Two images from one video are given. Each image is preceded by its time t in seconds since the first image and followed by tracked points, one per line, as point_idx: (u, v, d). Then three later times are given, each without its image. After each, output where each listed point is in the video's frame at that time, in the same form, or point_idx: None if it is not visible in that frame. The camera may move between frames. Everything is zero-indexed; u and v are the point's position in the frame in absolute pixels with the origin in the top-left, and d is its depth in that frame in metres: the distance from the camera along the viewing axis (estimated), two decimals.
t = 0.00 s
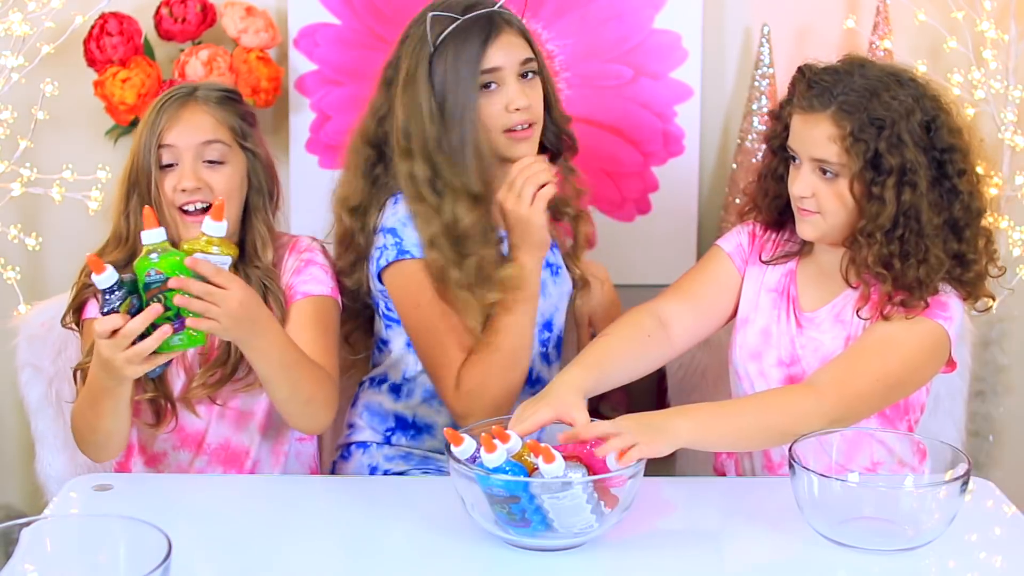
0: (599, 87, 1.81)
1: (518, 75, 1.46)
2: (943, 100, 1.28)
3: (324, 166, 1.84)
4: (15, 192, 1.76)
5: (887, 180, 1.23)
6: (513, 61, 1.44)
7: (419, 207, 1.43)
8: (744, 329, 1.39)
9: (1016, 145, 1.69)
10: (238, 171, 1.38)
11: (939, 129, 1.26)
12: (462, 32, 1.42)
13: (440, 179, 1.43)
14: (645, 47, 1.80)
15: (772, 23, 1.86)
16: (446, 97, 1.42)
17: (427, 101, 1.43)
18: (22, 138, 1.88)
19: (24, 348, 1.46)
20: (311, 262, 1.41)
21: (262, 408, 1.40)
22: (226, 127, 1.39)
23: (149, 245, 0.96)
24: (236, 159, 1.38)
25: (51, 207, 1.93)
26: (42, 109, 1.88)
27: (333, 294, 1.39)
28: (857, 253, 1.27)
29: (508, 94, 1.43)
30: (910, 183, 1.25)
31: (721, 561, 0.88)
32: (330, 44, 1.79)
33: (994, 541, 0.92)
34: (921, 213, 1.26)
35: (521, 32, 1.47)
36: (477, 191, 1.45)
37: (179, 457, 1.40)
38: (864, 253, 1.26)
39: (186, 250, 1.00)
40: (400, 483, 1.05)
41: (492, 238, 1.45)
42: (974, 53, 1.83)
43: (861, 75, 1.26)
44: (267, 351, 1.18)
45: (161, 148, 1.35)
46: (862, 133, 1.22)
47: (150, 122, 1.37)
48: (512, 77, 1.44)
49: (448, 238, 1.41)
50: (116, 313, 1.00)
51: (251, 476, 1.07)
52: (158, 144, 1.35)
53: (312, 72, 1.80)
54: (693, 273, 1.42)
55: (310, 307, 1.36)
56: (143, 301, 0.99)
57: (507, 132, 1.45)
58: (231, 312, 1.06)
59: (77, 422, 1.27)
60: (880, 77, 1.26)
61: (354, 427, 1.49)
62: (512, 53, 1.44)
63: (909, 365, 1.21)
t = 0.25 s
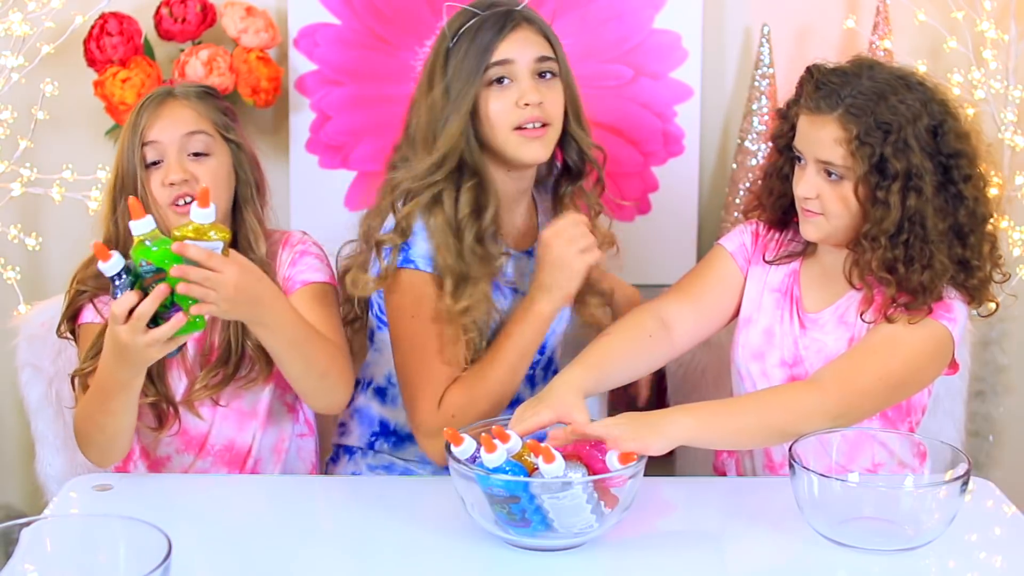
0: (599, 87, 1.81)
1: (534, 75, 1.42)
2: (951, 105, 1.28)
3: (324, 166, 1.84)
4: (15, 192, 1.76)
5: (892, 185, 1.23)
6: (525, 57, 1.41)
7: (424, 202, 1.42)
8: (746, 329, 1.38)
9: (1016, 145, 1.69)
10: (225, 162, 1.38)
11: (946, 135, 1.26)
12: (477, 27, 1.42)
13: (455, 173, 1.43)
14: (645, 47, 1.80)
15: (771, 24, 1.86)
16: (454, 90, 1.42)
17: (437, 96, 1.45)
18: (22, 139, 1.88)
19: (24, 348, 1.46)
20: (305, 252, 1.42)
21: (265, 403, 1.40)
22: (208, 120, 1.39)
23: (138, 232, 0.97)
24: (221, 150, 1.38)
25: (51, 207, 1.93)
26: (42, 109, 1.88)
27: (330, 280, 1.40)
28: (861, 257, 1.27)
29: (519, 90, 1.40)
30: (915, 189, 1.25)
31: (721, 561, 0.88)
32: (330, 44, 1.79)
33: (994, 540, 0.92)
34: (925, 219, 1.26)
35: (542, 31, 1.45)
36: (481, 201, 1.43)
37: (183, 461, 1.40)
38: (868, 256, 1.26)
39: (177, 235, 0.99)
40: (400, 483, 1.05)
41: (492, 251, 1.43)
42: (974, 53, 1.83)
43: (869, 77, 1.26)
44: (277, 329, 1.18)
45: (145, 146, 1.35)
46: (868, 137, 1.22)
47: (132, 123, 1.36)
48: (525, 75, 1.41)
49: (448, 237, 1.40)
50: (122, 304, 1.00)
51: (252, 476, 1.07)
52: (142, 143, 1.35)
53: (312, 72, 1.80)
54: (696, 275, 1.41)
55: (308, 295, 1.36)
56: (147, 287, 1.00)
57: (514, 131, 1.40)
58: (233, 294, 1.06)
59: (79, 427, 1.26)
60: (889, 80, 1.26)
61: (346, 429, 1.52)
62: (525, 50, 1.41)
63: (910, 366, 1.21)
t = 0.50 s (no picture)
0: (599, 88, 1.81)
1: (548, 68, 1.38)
2: (952, 107, 1.28)
3: (324, 166, 1.84)
4: (15, 192, 1.76)
5: (893, 188, 1.23)
6: (539, 48, 1.37)
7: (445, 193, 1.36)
8: (747, 331, 1.38)
9: (1016, 145, 1.69)
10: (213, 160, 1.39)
11: (947, 137, 1.26)
12: (491, 19, 1.39)
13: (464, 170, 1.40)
14: (645, 47, 1.80)
15: (771, 24, 1.86)
16: (475, 84, 1.37)
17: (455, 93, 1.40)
18: (22, 139, 1.88)
19: (25, 347, 1.46)
20: (296, 246, 1.41)
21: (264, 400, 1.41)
22: (192, 121, 1.39)
23: (114, 241, 0.96)
24: (207, 150, 1.38)
25: (51, 207, 1.93)
26: (42, 109, 1.88)
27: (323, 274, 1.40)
28: (861, 259, 1.26)
29: (533, 80, 1.36)
30: (916, 192, 1.25)
31: (721, 561, 0.88)
32: (330, 44, 1.79)
33: (994, 541, 0.92)
34: (926, 222, 1.26)
35: (556, 23, 1.41)
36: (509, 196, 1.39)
37: (185, 463, 1.39)
38: (868, 258, 1.25)
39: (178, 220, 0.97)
40: (401, 484, 1.05)
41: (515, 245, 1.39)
42: (974, 53, 1.83)
43: (871, 79, 1.26)
44: (280, 313, 1.19)
45: (129, 150, 1.35)
46: (869, 140, 1.22)
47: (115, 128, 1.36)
48: (539, 66, 1.37)
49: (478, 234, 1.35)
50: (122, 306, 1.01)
51: (252, 476, 1.07)
52: (126, 147, 1.34)
53: (312, 72, 1.80)
54: (696, 276, 1.41)
55: (306, 286, 1.37)
56: (138, 289, 1.00)
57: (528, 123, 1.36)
58: (238, 272, 1.06)
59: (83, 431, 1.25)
60: (891, 83, 1.26)
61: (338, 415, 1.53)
62: (539, 42, 1.37)
63: (911, 366, 1.21)
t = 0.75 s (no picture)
0: (599, 88, 1.81)
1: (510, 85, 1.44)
2: (953, 107, 1.28)
3: (324, 166, 1.84)
4: (16, 192, 1.76)
5: (895, 187, 1.23)
6: (500, 68, 1.43)
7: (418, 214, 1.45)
8: (746, 331, 1.39)
9: (1016, 145, 1.69)
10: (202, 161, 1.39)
11: (948, 137, 1.26)
12: (455, 36, 1.44)
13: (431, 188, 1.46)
14: (645, 47, 1.80)
15: (772, 24, 1.86)
16: (441, 102, 1.43)
17: (421, 114, 1.46)
18: (22, 139, 1.88)
19: (30, 346, 1.46)
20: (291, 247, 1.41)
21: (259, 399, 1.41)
22: (179, 122, 1.39)
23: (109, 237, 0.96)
24: (195, 151, 1.38)
25: (51, 207, 1.93)
26: (42, 109, 1.88)
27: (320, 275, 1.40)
28: (862, 258, 1.26)
29: (495, 100, 1.42)
30: (918, 191, 1.25)
31: (720, 561, 0.88)
32: (330, 44, 1.79)
33: (994, 541, 0.92)
34: (928, 221, 1.26)
35: (519, 39, 1.47)
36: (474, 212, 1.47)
37: (177, 464, 1.39)
38: (869, 257, 1.25)
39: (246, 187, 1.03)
40: (400, 484, 1.05)
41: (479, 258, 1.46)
42: (974, 53, 1.82)
43: (872, 79, 1.26)
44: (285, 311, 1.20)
45: (115, 153, 1.34)
46: (872, 139, 1.22)
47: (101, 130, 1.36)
48: (501, 86, 1.43)
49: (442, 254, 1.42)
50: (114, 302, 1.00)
51: (252, 476, 1.07)
52: (112, 149, 1.34)
53: (312, 72, 1.80)
54: (694, 276, 1.42)
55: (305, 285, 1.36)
56: (132, 285, 1.00)
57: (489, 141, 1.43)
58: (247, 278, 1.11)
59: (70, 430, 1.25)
60: (892, 82, 1.26)
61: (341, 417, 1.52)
62: (501, 60, 1.43)
63: (910, 366, 1.21)
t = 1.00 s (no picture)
0: (598, 88, 1.81)
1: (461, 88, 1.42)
2: (950, 106, 1.28)
3: (324, 166, 1.84)
4: (16, 192, 1.76)
5: (892, 185, 1.23)
6: (452, 66, 1.40)
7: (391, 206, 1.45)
8: (747, 332, 1.39)
9: (1016, 145, 1.69)
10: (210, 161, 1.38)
11: (945, 135, 1.26)
12: (409, 37, 1.42)
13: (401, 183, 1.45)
14: (645, 47, 1.80)
15: (772, 24, 1.86)
16: (397, 103, 1.42)
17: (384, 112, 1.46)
18: (22, 139, 1.88)
19: (33, 344, 1.46)
20: (293, 253, 1.41)
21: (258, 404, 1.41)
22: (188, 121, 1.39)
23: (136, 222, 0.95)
24: (203, 150, 1.38)
25: (51, 207, 1.93)
26: (42, 109, 1.88)
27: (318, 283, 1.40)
28: (860, 258, 1.27)
29: (444, 100, 1.40)
30: (915, 189, 1.25)
31: (720, 561, 0.88)
32: (330, 44, 1.79)
33: (994, 541, 0.92)
34: (926, 219, 1.26)
35: (472, 36, 1.43)
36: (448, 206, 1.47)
37: (175, 461, 1.40)
38: (867, 255, 1.26)
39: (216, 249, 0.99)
40: (400, 484, 1.05)
41: (455, 247, 1.45)
42: (974, 53, 1.82)
43: (869, 78, 1.26)
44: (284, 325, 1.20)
45: (123, 149, 1.35)
46: (869, 137, 1.22)
47: (111, 126, 1.37)
48: (452, 83, 1.41)
49: (417, 246, 1.42)
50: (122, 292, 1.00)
51: (252, 476, 1.07)
52: (120, 147, 1.35)
53: (312, 72, 1.80)
54: (693, 276, 1.42)
55: (298, 295, 1.36)
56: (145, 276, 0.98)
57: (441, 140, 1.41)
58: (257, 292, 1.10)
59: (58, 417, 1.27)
60: (889, 81, 1.26)
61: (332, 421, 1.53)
62: (453, 59, 1.40)
63: (910, 366, 1.21)
